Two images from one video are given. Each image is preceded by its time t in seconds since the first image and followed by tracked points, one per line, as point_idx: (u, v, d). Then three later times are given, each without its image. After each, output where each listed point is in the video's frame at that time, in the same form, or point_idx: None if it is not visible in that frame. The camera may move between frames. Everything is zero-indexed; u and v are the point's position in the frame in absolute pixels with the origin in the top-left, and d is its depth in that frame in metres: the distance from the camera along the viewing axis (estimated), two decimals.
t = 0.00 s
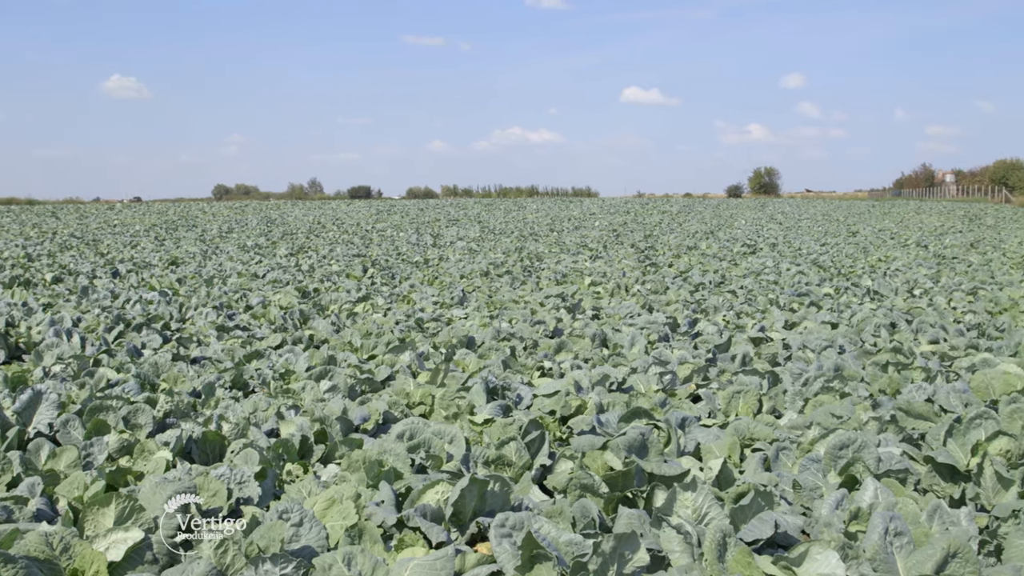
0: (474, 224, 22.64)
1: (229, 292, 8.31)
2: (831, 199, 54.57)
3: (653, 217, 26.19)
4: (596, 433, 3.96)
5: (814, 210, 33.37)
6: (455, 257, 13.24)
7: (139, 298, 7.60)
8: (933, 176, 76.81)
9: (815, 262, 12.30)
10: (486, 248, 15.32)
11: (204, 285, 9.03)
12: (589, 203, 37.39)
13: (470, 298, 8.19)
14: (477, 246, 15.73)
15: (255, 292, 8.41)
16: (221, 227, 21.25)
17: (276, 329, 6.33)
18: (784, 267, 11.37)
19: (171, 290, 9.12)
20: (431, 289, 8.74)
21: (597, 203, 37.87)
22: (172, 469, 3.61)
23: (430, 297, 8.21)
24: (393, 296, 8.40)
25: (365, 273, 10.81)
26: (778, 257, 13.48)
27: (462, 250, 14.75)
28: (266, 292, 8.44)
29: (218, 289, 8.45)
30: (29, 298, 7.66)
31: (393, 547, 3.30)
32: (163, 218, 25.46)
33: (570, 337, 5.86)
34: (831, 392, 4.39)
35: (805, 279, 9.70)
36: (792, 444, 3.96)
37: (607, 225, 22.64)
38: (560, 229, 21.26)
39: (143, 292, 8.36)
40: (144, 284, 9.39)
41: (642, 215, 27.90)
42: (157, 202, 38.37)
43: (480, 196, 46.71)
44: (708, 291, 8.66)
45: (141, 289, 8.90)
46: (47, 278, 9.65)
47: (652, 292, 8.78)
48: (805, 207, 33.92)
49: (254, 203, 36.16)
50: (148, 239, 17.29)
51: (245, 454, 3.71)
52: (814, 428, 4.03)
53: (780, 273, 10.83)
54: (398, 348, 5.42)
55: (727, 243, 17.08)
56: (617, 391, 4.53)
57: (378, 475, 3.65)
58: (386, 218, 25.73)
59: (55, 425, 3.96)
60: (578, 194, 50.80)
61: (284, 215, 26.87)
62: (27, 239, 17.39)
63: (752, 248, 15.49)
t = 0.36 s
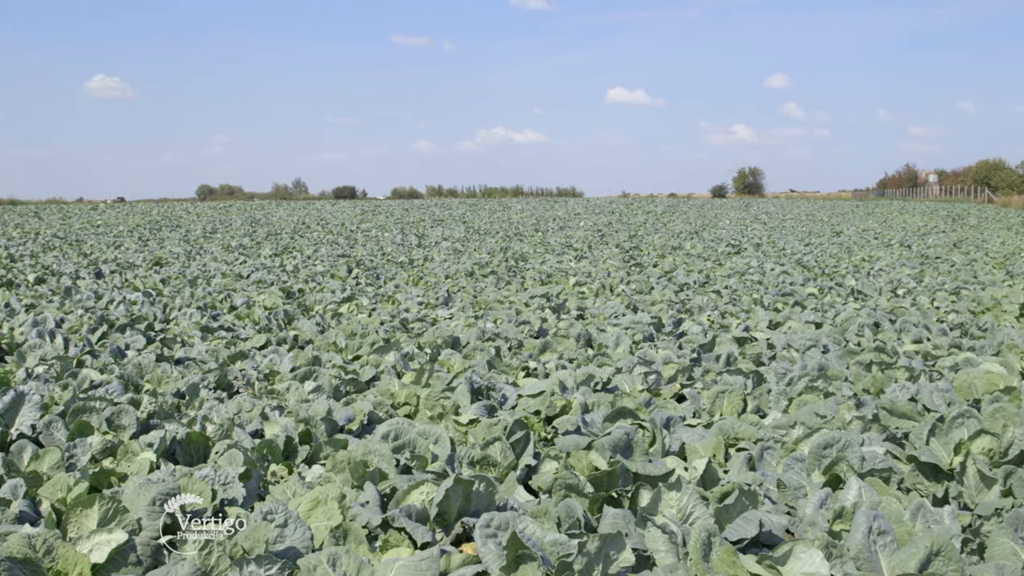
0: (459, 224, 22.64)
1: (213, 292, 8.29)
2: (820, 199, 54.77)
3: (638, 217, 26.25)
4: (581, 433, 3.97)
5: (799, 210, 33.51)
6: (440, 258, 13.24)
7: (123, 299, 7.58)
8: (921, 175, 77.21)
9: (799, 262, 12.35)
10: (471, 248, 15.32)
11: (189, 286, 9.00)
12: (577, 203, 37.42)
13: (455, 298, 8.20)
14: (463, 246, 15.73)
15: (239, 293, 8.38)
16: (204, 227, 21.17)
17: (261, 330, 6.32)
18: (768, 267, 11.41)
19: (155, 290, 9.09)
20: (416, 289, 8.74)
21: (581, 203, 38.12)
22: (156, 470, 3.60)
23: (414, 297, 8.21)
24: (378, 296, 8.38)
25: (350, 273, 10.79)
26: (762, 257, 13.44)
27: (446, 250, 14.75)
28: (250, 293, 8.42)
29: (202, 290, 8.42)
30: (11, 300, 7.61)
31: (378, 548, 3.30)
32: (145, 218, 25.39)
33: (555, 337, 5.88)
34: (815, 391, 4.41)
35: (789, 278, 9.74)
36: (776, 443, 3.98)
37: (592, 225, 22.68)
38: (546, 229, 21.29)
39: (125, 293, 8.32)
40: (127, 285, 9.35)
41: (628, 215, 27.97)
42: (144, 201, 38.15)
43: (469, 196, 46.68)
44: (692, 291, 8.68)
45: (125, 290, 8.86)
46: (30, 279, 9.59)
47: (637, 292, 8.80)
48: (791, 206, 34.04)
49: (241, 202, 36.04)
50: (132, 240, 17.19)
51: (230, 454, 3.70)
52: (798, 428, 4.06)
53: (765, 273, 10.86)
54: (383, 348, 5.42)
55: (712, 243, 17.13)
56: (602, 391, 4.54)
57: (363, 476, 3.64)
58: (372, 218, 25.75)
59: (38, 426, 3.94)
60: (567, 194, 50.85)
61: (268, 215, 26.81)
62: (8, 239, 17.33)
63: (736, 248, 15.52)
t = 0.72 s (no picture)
0: (445, 224, 22.65)
1: (198, 292, 8.27)
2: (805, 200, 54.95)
3: (625, 217, 26.33)
4: (568, 433, 3.98)
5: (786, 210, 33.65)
6: (427, 258, 13.25)
7: (108, 299, 7.55)
8: (911, 176, 77.55)
9: (785, 262, 12.42)
10: (457, 248, 15.33)
11: (175, 286, 8.98)
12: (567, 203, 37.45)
13: (441, 298, 8.20)
14: (451, 246, 15.74)
15: (225, 293, 8.37)
16: (190, 228, 21.11)
17: (247, 330, 6.31)
18: (754, 267, 11.45)
19: (140, 291, 9.06)
20: (402, 289, 8.74)
21: (568, 203, 38.42)
22: (141, 471, 3.59)
23: (401, 298, 8.21)
24: (364, 297, 8.37)
25: (336, 273, 10.78)
26: (747, 257, 13.53)
27: (432, 250, 14.76)
28: (236, 293, 8.40)
29: (188, 290, 8.40)
30: None
31: (365, 548, 3.29)
32: (131, 217, 25.30)
33: (542, 338, 5.89)
34: (801, 391, 4.43)
35: (774, 278, 9.78)
36: (762, 443, 4.00)
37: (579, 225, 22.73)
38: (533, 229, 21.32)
39: (111, 294, 8.30)
40: (113, 286, 9.32)
41: (614, 215, 28.07)
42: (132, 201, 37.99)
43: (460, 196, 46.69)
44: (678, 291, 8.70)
45: (110, 290, 8.83)
46: (15, 280, 9.55)
47: (623, 292, 8.83)
48: (777, 206, 34.14)
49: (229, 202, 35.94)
50: (117, 240, 17.13)
51: (216, 456, 3.69)
52: (784, 427, 4.08)
53: (751, 273, 10.90)
54: (369, 349, 5.42)
55: (698, 242, 17.19)
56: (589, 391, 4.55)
57: (350, 477, 3.64)
58: (358, 218, 25.80)
59: (22, 428, 3.92)
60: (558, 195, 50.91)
61: (255, 215, 26.78)
62: None
63: (723, 248, 15.57)
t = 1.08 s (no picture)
0: (433, 224, 22.66)
1: (185, 293, 8.25)
2: (797, 200, 55.12)
3: (613, 217, 26.39)
4: (555, 433, 3.98)
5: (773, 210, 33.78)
6: (415, 258, 13.25)
7: (94, 300, 7.53)
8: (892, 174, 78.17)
9: (771, 262, 12.47)
10: (444, 248, 15.31)
11: (161, 287, 8.96)
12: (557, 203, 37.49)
13: (429, 299, 8.20)
14: (440, 247, 15.74)
15: (212, 293, 8.35)
16: (177, 229, 21.05)
17: (234, 331, 6.31)
18: (741, 267, 11.49)
19: (127, 292, 9.04)
20: (389, 290, 8.74)
21: (559, 203, 38.46)
22: (128, 472, 3.58)
23: (388, 298, 8.21)
24: (352, 297, 8.36)
25: (323, 273, 10.77)
26: (735, 257, 13.56)
27: (419, 251, 14.76)
28: (223, 294, 8.38)
29: (175, 291, 8.39)
30: None
31: (352, 549, 3.28)
32: (117, 217, 25.22)
33: (529, 338, 5.91)
34: (788, 390, 4.44)
35: (761, 278, 9.81)
36: (749, 442, 4.01)
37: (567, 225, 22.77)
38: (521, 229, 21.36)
39: (98, 294, 8.28)
40: (99, 286, 9.30)
41: (603, 216, 28.13)
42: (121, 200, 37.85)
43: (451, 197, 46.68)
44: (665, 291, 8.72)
45: (97, 291, 8.81)
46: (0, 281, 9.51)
47: (610, 292, 8.85)
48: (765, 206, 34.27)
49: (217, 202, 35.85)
50: (103, 240, 17.05)
51: (203, 457, 3.68)
52: (772, 427, 4.09)
53: (738, 273, 10.92)
54: (357, 349, 5.42)
55: (685, 242, 17.24)
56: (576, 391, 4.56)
57: (337, 477, 3.64)
58: (345, 218, 25.85)
59: (7, 429, 3.91)
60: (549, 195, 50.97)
61: (241, 215, 26.72)
62: None
63: (710, 249, 15.60)
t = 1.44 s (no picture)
0: (422, 224, 22.66)
1: (172, 293, 8.23)
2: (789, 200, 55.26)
3: (602, 217, 26.43)
4: (544, 433, 3.98)
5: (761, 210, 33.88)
6: (403, 258, 13.25)
7: (80, 300, 7.51)
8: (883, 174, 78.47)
9: (759, 261, 12.52)
10: (432, 248, 15.29)
11: (148, 287, 8.94)
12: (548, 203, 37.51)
13: (417, 299, 8.20)
14: (428, 247, 15.73)
15: (200, 294, 8.33)
16: (164, 229, 21.00)
17: (221, 331, 6.30)
18: (728, 267, 11.52)
19: (113, 293, 9.02)
20: (377, 290, 8.73)
21: (550, 203, 38.50)
22: (115, 473, 3.57)
23: (376, 298, 8.20)
24: (339, 297, 8.34)
25: (311, 274, 10.76)
26: (722, 257, 13.58)
27: (407, 251, 14.75)
28: (211, 294, 8.36)
29: (162, 291, 8.36)
30: None
31: (340, 550, 3.28)
32: (104, 217, 25.12)
33: (517, 338, 5.92)
34: (775, 390, 4.45)
35: (749, 278, 9.84)
36: (737, 442, 4.02)
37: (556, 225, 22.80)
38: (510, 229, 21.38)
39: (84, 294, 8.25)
40: (85, 287, 9.27)
41: (591, 215, 28.20)
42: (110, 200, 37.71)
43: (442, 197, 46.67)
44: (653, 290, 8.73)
45: (83, 291, 8.78)
46: None
47: (598, 292, 8.86)
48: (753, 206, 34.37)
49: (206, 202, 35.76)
50: (90, 241, 16.99)
51: (191, 457, 3.67)
52: (759, 426, 4.11)
53: (726, 273, 10.93)
54: (345, 349, 5.42)
55: (673, 242, 17.28)
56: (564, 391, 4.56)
57: (325, 478, 3.63)
58: (334, 218, 25.84)
59: None
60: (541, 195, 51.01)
61: (228, 214, 26.66)
62: None
63: (698, 248, 15.62)
